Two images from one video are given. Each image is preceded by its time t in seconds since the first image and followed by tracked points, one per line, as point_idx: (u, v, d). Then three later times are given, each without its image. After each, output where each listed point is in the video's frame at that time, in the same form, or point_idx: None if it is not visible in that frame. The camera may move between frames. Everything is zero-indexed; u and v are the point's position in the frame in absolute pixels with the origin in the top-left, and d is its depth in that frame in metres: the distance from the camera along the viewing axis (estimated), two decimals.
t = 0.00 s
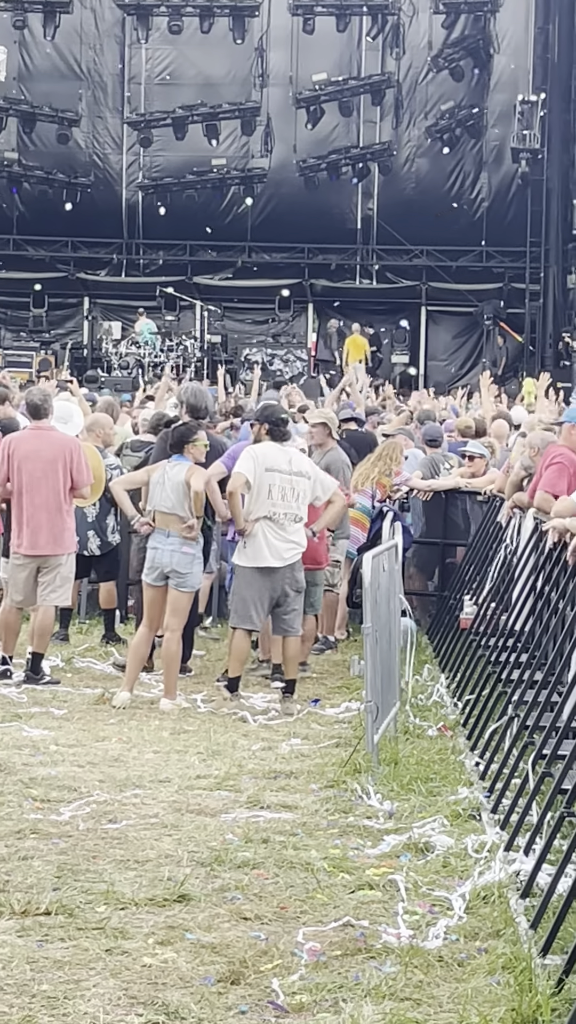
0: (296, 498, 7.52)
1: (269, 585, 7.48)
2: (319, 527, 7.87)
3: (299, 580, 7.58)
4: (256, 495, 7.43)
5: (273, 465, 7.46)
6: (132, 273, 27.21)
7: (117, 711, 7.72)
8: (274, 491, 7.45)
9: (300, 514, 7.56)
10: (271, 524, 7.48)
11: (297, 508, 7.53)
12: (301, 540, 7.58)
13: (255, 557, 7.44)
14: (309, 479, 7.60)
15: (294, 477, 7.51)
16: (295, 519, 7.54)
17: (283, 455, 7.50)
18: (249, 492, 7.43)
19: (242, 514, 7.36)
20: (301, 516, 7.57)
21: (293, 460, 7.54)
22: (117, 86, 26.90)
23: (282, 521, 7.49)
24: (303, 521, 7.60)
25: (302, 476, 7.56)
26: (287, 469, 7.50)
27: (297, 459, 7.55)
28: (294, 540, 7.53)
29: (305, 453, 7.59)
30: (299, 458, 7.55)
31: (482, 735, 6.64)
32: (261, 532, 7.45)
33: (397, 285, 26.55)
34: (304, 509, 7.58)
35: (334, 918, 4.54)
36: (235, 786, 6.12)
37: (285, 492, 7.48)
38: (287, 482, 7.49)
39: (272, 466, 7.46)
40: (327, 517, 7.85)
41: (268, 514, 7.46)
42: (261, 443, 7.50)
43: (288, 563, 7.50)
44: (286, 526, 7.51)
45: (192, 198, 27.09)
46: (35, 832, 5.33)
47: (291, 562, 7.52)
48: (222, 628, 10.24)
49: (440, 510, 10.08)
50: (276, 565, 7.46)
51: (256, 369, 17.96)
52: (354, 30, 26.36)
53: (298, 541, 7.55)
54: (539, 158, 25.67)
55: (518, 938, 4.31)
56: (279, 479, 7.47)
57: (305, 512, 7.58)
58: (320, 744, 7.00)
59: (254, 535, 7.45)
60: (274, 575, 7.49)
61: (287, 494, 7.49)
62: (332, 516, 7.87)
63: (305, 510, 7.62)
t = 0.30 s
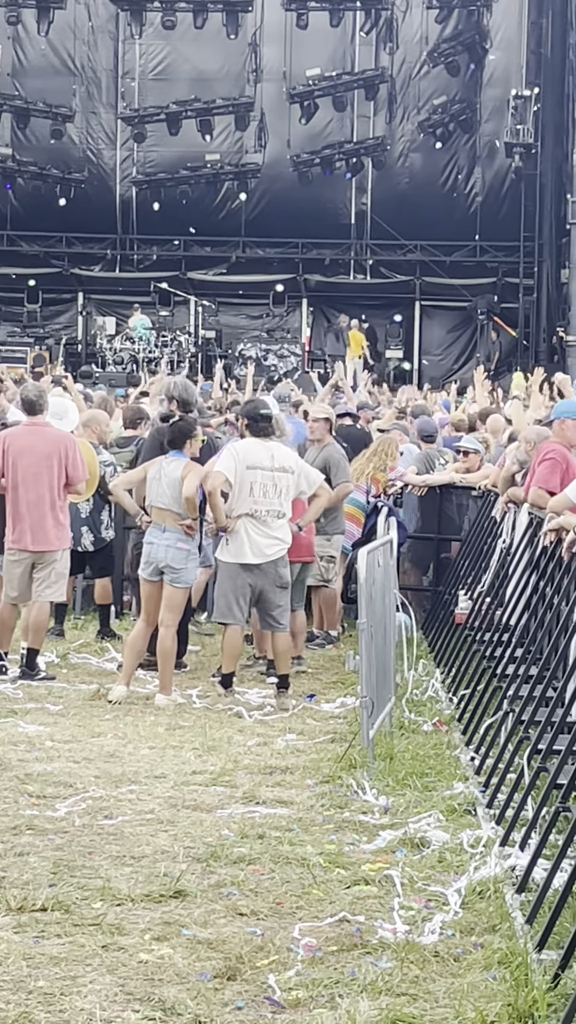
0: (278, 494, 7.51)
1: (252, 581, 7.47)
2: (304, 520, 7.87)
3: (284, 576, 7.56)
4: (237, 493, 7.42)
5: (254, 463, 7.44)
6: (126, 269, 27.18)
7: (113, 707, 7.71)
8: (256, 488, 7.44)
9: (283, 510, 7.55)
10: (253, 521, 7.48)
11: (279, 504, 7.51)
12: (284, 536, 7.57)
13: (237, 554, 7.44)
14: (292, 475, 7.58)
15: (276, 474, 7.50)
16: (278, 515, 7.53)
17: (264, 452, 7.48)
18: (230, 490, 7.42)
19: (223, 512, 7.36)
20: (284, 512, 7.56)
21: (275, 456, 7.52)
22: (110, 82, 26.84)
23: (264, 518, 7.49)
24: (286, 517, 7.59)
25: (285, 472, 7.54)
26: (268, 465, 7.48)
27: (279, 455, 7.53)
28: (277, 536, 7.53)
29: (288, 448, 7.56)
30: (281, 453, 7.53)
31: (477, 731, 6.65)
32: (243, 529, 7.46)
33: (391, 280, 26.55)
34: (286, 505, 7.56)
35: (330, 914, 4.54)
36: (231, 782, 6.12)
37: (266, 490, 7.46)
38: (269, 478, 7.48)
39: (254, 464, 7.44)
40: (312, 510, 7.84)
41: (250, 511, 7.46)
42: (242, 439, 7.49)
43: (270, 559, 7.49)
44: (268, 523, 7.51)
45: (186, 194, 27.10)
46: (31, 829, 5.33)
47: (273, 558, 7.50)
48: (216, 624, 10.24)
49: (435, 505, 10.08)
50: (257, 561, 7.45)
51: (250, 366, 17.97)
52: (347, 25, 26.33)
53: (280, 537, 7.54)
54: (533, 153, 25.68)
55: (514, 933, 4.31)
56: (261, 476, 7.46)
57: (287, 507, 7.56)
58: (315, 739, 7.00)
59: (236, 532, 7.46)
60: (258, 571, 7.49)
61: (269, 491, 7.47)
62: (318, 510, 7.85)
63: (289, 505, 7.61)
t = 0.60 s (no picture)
0: (262, 495, 7.50)
1: (237, 581, 7.46)
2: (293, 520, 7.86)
3: (269, 576, 7.55)
4: (219, 495, 7.43)
5: (237, 465, 7.45)
6: (117, 269, 27.15)
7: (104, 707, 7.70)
8: (239, 490, 7.44)
9: (268, 510, 7.53)
10: (237, 522, 7.48)
11: (263, 504, 7.50)
12: (269, 537, 7.56)
13: (221, 555, 7.44)
14: (277, 474, 7.57)
15: (259, 475, 7.49)
16: (263, 516, 7.52)
17: (247, 453, 7.48)
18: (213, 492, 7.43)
19: (207, 513, 7.36)
20: (268, 513, 7.55)
21: (258, 456, 7.51)
22: (101, 82, 26.83)
23: (248, 519, 7.48)
24: (272, 518, 7.57)
25: (268, 473, 7.53)
26: (251, 467, 7.48)
27: (262, 456, 7.52)
28: (262, 537, 7.51)
29: (272, 447, 7.55)
30: (265, 453, 7.52)
31: (469, 729, 6.65)
32: (227, 530, 7.46)
33: (382, 279, 26.56)
34: (271, 506, 7.55)
35: (321, 914, 4.54)
36: (222, 781, 6.12)
37: (249, 491, 7.46)
38: (252, 480, 7.47)
39: (236, 466, 7.45)
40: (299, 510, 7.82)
41: (233, 512, 7.46)
42: (226, 441, 7.50)
43: (254, 560, 7.48)
44: (252, 524, 7.50)
45: (176, 194, 27.07)
46: (22, 830, 5.32)
47: (258, 558, 7.49)
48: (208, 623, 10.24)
49: (426, 504, 10.09)
50: (241, 562, 7.45)
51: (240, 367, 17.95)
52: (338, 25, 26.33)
53: (265, 537, 7.53)
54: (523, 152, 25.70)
55: (506, 932, 4.32)
56: (244, 477, 7.46)
57: (272, 508, 7.55)
58: (307, 739, 7.00)
59: (220, 533, 7.46)
60: (242, 572, 7.48)
61: (252, 492, 7.47)
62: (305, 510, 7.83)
63: (273, 506, 7.59)
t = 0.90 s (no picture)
0: (248, 502, 7.50)
1: (224, 587, 7.46)
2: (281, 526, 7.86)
3: (257, 583, 7.54)
4: (206, 502, 7.45)
5: (223, 472, 7.45)
6: (104, 275, 27.27)
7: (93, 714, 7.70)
8: (225, 498, 7.44)
9: (254, 517, 7.53)
10: (224, 529, 7.47)
11: (250, 512, 7.50)
12: (257, 544, 7.55)
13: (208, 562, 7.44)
14: (263, 481, 7.56)
15: (245, 482, 7.49)
16: (250, 523, 7.52)
17: (233, 460, 7.48)
18: (200, 500, 7.44)
19: (195, 521, 7.37)
20: (255, 520, 7.54)
21: (244, 464, 7.51)
22: (88, 88, 26.84)
23: (234, 527, 7.48)
24: (259, 524, 7.56)
25: (255, 480, 7.53)
26: (238, 474, 7.47)
27: (248, 463, 7.51)
28: (249, 544, 7.51)
29: (257, 454, 7.54)
30: (251, 460, 7.52)
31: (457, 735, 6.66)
32: (214, 537, 7.46)
33: (369, 285, 26.61)
34: (257, 512, 7.54)
35: (311, 920, 4.54)
36: (211, 788, 6.11)
37: (235, 499, 7.46)
38: (238, 487, 7.47)
39: (223, 473, 7.45)
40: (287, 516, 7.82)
41: (220, 519, 7.46)
42: (212, 448, 7.50)
43: (242, 566, 7.47)
44: (239, 531, 7.49)
45: (164, 201, 27.00)
46: (11, 837, 5.32)
47: (245, 565, 7.48)
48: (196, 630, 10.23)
49: (415, 510, 10.11)
50: (228, 569, 7.44)
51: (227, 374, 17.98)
52: (324, 31, 26.33)
53: (252, 543, 7.52)
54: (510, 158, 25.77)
55: (495, 938, 4.32)
56: (230, 485, 7.46)
57: (260, 515, 7.54)
58: (296, 745, 7.00)
59: (207, 540, 7.47)
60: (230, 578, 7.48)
61: (238, 500, 7.47)
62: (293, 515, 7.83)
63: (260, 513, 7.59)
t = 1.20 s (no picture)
0: (235, 511, 7.51)
1: (211, 597, 7.45)
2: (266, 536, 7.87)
3: (243, 592, 7.54)
4: (194, 510, 7.45)
5: (210, 481, 7.48)
6: (87, 285, 27.28)
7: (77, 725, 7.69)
8: (213, 506, 7.46)
9: (242, 526, 7.54)
10: (212, 538, 7.47)
11: (237, 520, 7.51)
12: (243, 553, 7.56)
13: (195, 571, 7.44)
14: (250, 490, 7.59)
15: (232, 491, 7.51)
16: (237, 532, 7.52)
17: (221, 469, 7.51)
18: (187, 508, 7.45)
19: (183, 531, 7.37)
20: (242, 529, 7.56)
21: (231, 473, 7.54)
22: (71, 99, 26.84)
23: (222, 535, 7.48)
24: (246, 534, 7.58)
25: (241, 489, 7.55)
26: (225, 483, 7.50)
27: (234, 472, 7.55)
28: (236, 553, 7.51)
29: (243, 462, 7.58)
30: (237, 469, 7.55)
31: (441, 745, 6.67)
32: (201, 546, 7.46)
33: (352, 295, 26.66)
34: (244, 521, 7.56)
35: (296, 929, 4.55)
36: (195, 798, 6.11)
37: (223, 507, 7.47)
38: (226, 496, 7.49)
39: (210, 482, 7.48)
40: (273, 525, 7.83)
41: (208, 528, 7.46)
42: (199, 457, 7.53)
43: (229, 575, 7.47)
44: (227, 540, 7.50)
45: (146, 210, 27.05)
46: None
47: (232, 574, 7.48)
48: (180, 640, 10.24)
49: (398, 518, 10.11)
50: (214, 578, 7.43)
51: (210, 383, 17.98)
52: (306, 42, 26.37)
53: (239, 553, 7.53)
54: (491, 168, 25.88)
55: (480, 947, 4.33)
56: (217, 493, 7.48)
57: (246, 524, 7.56)
58: (280, 755, 7.01)
59: (194, 548, 7.46)
60: (216, 587, 7.47)
61: (225, 508, 7.49)
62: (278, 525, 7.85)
63: (247, 522, 7.60)
